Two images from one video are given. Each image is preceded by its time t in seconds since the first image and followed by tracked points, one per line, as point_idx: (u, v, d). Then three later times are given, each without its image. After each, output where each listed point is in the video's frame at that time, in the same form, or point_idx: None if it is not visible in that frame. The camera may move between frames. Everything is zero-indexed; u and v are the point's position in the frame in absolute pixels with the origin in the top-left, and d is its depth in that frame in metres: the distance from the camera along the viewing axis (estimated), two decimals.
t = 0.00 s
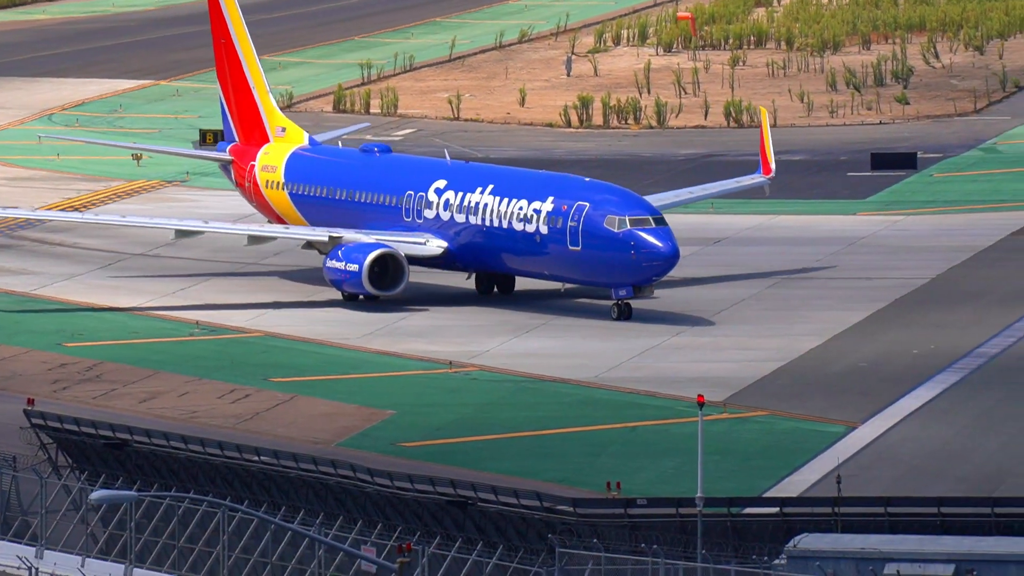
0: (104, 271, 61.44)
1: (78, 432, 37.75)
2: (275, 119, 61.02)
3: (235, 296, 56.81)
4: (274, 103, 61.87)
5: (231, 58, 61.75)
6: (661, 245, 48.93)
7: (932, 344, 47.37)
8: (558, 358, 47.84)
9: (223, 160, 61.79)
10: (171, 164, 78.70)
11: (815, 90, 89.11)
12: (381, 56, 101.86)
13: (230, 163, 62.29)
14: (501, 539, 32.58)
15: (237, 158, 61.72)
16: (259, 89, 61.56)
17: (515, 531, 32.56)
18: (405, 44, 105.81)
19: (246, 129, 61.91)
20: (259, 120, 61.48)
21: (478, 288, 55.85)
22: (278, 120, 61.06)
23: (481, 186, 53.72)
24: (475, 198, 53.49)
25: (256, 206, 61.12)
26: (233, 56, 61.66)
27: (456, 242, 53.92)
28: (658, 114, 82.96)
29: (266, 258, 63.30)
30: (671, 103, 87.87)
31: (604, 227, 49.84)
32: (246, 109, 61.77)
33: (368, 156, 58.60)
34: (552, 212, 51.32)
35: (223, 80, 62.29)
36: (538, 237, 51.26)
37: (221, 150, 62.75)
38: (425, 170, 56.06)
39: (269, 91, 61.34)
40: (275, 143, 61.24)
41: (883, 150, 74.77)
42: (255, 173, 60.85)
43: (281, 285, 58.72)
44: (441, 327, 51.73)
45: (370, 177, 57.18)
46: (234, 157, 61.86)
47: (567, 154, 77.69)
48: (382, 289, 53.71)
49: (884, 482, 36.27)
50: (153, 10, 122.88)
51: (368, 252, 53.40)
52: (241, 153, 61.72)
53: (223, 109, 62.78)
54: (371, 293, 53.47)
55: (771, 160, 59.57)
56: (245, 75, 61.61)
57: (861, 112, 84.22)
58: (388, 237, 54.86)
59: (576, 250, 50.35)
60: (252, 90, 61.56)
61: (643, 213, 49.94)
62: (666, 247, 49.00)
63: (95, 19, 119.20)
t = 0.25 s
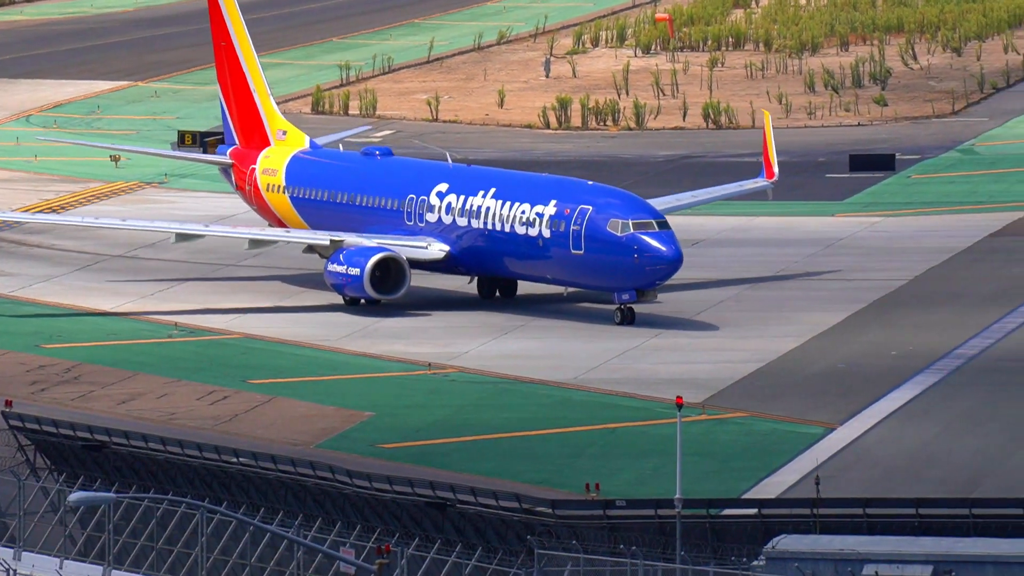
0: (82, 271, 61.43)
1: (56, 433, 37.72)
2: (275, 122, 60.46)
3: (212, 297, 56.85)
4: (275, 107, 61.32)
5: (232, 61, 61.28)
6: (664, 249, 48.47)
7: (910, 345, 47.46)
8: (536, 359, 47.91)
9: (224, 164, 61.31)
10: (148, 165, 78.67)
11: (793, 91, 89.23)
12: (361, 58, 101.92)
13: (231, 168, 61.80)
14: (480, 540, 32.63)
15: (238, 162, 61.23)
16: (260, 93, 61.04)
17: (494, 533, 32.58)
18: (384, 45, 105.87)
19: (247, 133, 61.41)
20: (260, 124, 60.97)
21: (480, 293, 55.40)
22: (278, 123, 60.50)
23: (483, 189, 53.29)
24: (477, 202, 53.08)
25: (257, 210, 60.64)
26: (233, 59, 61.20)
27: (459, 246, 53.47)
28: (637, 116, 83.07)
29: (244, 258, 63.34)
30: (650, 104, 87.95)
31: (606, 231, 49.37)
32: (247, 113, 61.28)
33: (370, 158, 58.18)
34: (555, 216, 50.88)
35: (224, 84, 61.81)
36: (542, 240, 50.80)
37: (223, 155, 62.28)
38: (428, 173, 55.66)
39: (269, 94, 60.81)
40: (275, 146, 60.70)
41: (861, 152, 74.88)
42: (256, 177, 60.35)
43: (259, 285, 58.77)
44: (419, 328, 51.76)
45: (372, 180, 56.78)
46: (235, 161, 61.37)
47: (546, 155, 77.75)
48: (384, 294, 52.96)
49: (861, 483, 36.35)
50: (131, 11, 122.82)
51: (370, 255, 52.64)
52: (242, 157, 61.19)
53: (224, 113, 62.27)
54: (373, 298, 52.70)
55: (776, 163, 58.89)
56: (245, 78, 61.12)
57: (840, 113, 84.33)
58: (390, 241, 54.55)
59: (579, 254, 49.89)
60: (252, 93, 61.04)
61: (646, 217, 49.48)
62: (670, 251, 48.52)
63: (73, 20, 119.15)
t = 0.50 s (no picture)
0: (61, 274, 61.31)
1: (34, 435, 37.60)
2: (276, 125, 59.67)
3: (192, 300, 56.75)
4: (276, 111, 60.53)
5: (234, 64, 60.53)
6: (668, 254, 47.79)
7: (889, 348, 47.44)
8: (516, 362, 47.87)
9: (224, 167, 60.49)
10: (126, 167, 78.58)
11: (772, 93, 89.33)
12: (341, 60, 101.92)
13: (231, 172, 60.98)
14: (460, 543, 32.55)
15: (238, 166, 60.42)
16: (261, 96, 60.26)
17: (474, 535, 32.47)
18: (364, 47, 105.88)
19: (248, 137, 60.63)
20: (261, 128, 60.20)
21: (483, 298, 54.66)
22: (279, 126, 59.69)
23: (486, 194, 52.49)
24: (481, 206, 52.28)
25: (257, 215, 59.84)
26: (234, 63, 60.47)
27: (461, 251, 52.69)
28: (616, 118, 83.09)
29: (224, 260, 63.25)
30: (629, 106, 88.01)
31: (610, 236, 48.65)
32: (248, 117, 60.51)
33: (371, 163, 57.45)
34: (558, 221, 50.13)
35: (225, 87, 61.02)
36: (544, 246, 50.06)
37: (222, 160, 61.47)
38: (431, 177, 54.89)
39: (271, 97, 60.03)
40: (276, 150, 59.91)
41: (841, 154, 74.94)
42: (257, 180, 59.55)
43: (238, 288, 58.70)
44: (399, 331, 51.68)
45: (375, 185, 55.97)
46: (235, 165, 60.56)
47: (525, 156, 77.74)
48: (386, 299, 52.40)
49: (842, 486, 36.29)
50: (110, 13, 122.73)
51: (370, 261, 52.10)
52: (243, 160, 60.34)
53: (224, 117, 61.44)
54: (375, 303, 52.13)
55: (781, 166, 58.40)
56: (246, 82, 60.36)
57: (818, 116, 84.42)
58: (391, 246, 53.81)
59: (582, 259, 49.19)
60: (253, 96, 60.25)
61: (650, 223, 48.78)
62: (674, 256, 47.84)
63: (53, 21, 119.07)
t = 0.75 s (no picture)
0: (40, 276, 61.23)
1: (13, 439, 37.65)
2: (278, 129, 59.07)
3: (171, 303, 56.69)
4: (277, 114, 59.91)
5: (234, 68, 59.90)
6: (673, 261, 47.40)
7: (869, 350, 47.51)
8: (495, 365, 47.86)
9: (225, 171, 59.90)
10: (106, 170, 78.52)
11: (751, 96, 89.43)
12: (320, 62, 101.93)
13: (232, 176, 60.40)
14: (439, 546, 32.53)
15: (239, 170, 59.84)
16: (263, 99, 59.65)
17: (454, 538, 32.49)
18: (344, 50, 105.90)
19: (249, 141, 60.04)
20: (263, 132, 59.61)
21: (486, 303, 54.22)
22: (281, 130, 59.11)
23: (489, 199, 52.03)
24: (483, 212, 51.79)
25: (259, 219, 59.30)
26: (235, 66, 59.82)
27: (463, 256, 52.18)
28: (596, 121, 83.13)
29: (204, 263, 63.21)
30: (609, 108, 88.06)
31: (614, 242, 48.28)
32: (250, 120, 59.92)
33: (373, 167, 56.90)
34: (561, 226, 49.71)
35: (225, 90, 60.39)
36: (547, 251, 49.63)
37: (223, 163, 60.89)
38: (433, 182, 54.36)
39: (272, 101, 59.43)
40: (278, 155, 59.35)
41: (820, 157, 75.03)
42: (259, 185, 59.00)
43: (218, 290, 58.66)
44: (379, 334, 51.66)
45: (377, 190, 55.41)
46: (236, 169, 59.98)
47: (505, 159, 77.76)
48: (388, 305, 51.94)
49: (822, 489, 36.31)
50: (90, 16, 122.67)
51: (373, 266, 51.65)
52: (244, 164, 59.72)
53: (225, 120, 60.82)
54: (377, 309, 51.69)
55: (784, 173, 57.80)
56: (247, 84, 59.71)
57: (798, 118, 84.50)
58: (393, 252, 53.25)
59: (586, 265, 48.78)
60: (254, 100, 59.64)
61: (653, 228, 48.39)
62: (679, 262, 47.45)
63: (32, 24, 118.98)
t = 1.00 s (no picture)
0: (22, 278, 61.17)
1: None
2: (282, 134, 58.83)
3: (153, 306, 56.65)
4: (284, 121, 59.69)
5: (240, 74, 59.78)
6: (679, 266, 46.99)
7: (851, 353, 47.53)
8: (477, 367, 47.86)
9: (231, 177, 59.65)
10: (87, 172, 78.44)
11: (733, 98, 89.48)
12: (302, 64, 101.91)
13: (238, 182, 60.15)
14: (421, 548, 32.55)
15: (244, 176, 59.59)
16: (268, 105, 59.46)
17: (436, 541, 32.46)
18: (326, 52, 105.89)
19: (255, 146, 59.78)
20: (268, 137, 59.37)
21: (492, 308, 53.83)
22: (286, 135, 58.87)
23: (495, 204, 51.66)
24: (489, 217, 51.43)
25: (265, 225, 59.01)
26: (240, 72, 59.70)
27: (470, 261, 51.78)
28: (578, 123, 83.14)
29: (186, 265, 63.18)
30: (591, 111, 88.07)
31: (620, 246, 47.90)
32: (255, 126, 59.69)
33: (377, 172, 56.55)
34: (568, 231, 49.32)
35: (232, 97, 60.26)
36: (554, 257, 49.23)
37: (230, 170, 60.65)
38: (438, 186, 54.04)
39: (277, 106, 59.23)
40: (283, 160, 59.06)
41: (802, 159, 75.07)
42: (264, 190, 58.72)
43: (200, 293, 58.61)
44: (362, 337, 51.63)
45: (383, 195, 55.10)
46: (242, 175, 59.71)
47: (488, 161, 77.74)
48: (393, 310, 51.38)
49: (804, 492, 36.32)
50: (72, 17, 122.59)
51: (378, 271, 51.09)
52: (250, 170, 59.51)
53: (233, 128, 60.68)
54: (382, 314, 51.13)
55: (792, 175, 57.18)
56: (253, 91, 59.56)
57: (779, 121, 84.55)
58: (399, 257, 52.84)
59: (592, 270, 48.41)
60: (260, 106, 59.46)
61: (660, 233, 48.03)
62: (685, 267, 47.05)
63: (15, 26, 118.89)
